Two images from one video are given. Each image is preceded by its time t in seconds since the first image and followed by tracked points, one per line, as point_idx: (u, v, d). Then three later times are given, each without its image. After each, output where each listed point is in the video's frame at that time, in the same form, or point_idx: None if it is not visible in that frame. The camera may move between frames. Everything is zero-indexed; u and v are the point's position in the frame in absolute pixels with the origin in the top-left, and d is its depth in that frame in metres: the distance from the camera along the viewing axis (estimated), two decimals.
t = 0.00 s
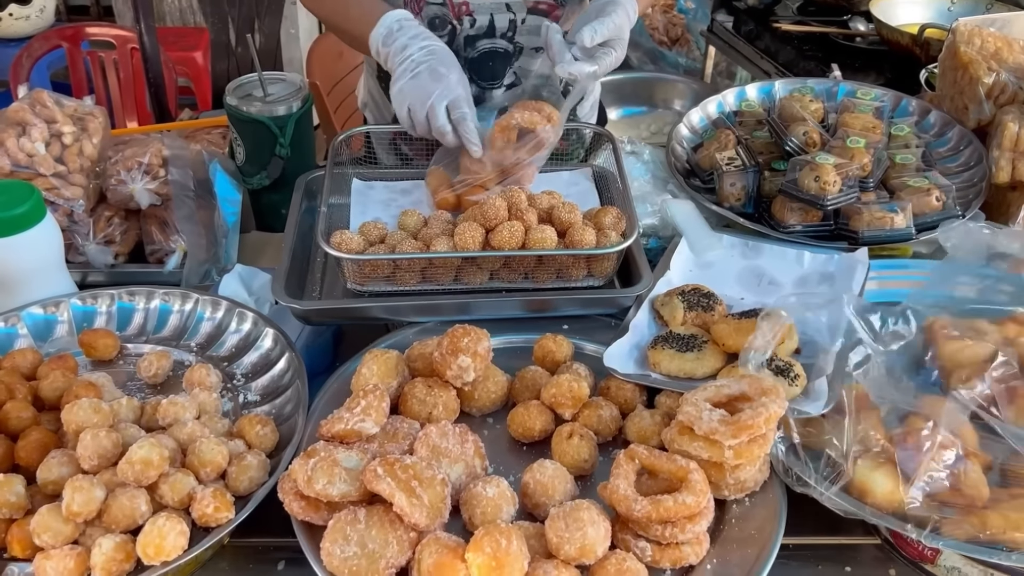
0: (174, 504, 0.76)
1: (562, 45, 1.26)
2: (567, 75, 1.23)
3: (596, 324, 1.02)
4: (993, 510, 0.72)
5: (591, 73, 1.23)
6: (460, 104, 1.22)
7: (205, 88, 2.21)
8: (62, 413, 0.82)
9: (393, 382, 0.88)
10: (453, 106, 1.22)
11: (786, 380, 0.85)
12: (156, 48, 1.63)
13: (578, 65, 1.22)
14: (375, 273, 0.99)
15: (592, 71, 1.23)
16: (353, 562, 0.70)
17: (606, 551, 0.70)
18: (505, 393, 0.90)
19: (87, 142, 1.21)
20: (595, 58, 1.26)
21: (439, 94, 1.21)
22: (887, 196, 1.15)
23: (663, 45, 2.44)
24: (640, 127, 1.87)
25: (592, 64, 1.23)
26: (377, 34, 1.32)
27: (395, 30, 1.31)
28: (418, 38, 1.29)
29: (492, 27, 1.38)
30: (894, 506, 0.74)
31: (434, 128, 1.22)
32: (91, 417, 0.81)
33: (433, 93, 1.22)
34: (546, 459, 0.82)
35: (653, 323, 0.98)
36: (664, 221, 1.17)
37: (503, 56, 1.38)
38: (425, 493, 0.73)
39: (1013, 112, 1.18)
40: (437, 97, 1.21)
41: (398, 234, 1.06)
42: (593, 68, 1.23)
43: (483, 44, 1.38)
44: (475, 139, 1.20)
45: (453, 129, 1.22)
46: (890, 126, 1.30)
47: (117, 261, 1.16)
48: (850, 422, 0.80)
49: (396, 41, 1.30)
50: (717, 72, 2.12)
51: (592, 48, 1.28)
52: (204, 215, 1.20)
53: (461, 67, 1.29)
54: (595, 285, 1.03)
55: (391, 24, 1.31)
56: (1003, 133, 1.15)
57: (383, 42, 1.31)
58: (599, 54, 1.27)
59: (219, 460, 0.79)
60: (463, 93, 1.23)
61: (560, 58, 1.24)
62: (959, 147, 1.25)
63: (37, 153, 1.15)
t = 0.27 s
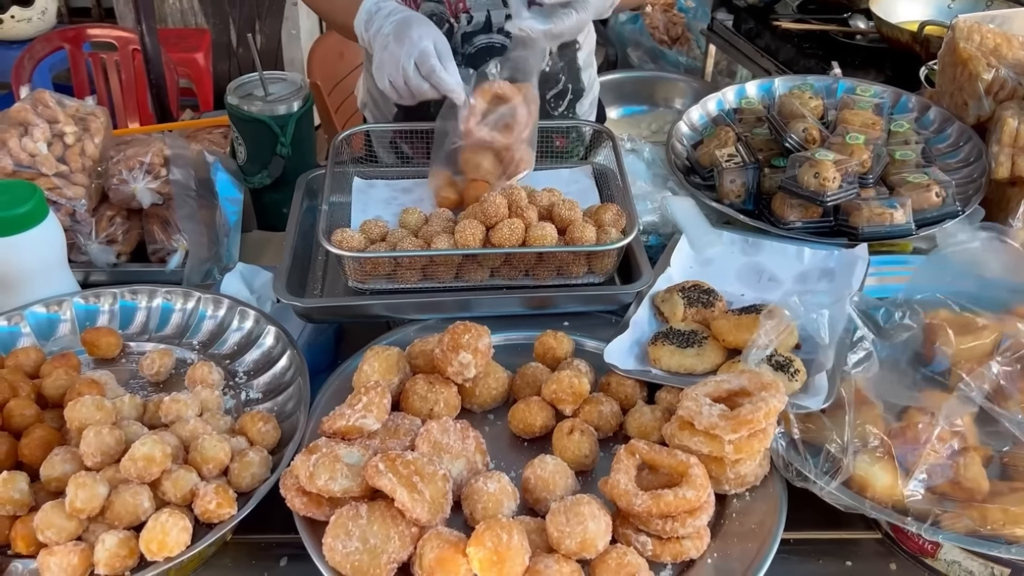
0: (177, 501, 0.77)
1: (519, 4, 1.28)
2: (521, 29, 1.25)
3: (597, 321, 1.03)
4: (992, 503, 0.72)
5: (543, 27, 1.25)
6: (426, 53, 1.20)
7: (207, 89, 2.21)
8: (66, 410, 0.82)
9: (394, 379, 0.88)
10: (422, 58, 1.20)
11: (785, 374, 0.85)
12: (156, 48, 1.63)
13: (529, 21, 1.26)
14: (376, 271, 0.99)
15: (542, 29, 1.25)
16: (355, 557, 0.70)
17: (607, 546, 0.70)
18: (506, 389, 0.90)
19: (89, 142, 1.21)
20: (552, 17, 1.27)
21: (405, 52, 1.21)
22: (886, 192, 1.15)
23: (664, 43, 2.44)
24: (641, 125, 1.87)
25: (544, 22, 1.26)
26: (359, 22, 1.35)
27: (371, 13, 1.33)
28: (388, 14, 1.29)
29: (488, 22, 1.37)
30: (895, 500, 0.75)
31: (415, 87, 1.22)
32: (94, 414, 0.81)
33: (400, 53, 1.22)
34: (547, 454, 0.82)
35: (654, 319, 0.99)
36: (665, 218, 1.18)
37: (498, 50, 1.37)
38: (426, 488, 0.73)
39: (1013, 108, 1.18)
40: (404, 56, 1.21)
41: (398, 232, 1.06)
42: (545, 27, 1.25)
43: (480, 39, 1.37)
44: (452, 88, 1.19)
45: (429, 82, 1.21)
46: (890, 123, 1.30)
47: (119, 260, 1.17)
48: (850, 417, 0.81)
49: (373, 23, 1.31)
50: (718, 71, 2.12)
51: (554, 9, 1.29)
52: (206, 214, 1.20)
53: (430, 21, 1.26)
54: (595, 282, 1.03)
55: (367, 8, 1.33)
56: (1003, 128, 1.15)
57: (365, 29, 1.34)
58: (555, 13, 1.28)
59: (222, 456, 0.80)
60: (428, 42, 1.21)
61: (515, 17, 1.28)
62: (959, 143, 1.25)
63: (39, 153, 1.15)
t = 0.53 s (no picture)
0: (182, 501, 0.77)
1: None
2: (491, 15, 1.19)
3: (599, 320, 1.03)
4: (993, 500, 0.73)
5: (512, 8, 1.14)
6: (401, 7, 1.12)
7: (209, 90, 2.21)
8: (71, 411, 0.83)
9: (398, 379, 0.88)
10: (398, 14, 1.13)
11: (787, 372, 0.85)
12: (160, 50, 1.63)
13: None
14: (379, 271, 0.99)
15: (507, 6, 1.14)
16: (359, 557, 0.70)
17: (610, 544, 0.71)
18: (509, 388, 0.90)
19: (93, 144, 1.22)
20: None
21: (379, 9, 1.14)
22: (888, 190, 1.15)
23: (665, 43, 2.44)
24: (643, 125, 1.87)
25: None
26: None
27: None
28: None
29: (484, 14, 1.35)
30: (897, 498, 0.75)
31: (394, 45, 1.15)
32: (99, 415, 0.82)
33: (374, 11, 1.15)
34: (550, 453, 0.83)
35: (656, 318, 0.99)
36: (667, 217, 1.18)
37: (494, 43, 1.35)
38: (430, 487, 0.73)
39: (1013, 106, 1.19)
40: (377, 13, 1.14)
41: (401, 232, 1.06)
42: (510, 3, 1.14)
43: (476, 32, 1.35)
44: (428, 41, 1.13)
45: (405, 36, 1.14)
46: (890, 121, 1.30)
47: (124, 261, 1.17)
48: (852, 415, 0.81)
49: None
50: (720, 70, 2.12)
51: None
52: (209, 215, 1.20)
53: None
54: (597, 281, 1.03)
55: None
56: (1003, 126, 1.15)
57: None
58: None
59: (226, 456, 0.80)
60: None
61: None
62: (960, 141, 1.26)
63: (43, 156, 1.16)
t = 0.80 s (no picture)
0: (181, 501, 0.77)
1: None
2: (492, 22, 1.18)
3: (599, 318, 1.03)
4: (994, 497, 0.72)
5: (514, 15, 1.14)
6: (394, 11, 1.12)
7: (210, 91, 2.21)
8: (71, 412, 0.83)
9: (397, 378, 0.88)
10: (391, 17, 1.13)
11: (787, 370, 0.86)
12: (160, 51, 1.63)
13: (500, 7, 1.14)
14: (379, 271, 0.99)
15: (510, 16, 1.14)
16: (358, 556, 0.70)
17: (610, 542, 0.71)
18: (509, 387, 0.90)
19: (93, 145, 1.22)
20: (523, 2, 1.17)
21: (374, 14, 1.14)
22: (888, 187, 1.15)
23: (665, 41, 2.44)
24: (644, 123, 1.86)
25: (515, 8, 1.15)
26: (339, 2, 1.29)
27: None
28: None
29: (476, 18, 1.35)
30: (897, 495, 0.75)
31: (387, 48, 1.14)
32: (99, 415, 0.82)
33: (371, 16, 1.15)
34: (550, 452, 0.83)
35: (656, 317, 0.99)
36: (666, 215, 1.18)
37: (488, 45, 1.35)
38: (430, 487, 0.73)
39: (1014, 102, 1.18)
40: (373, 17, 1.14)
41: (400, 232, 1.06)
42: (513, 13, 1.14)
43: (468, 36, 1.35)
44: (420, 43, 1.12)
45: (397, 39, 1.13)
46: (890, 118, 1.30)
47: (124, 262, 1.17)
48: (852, 412, 0.81)
49: None
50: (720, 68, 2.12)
51: None
52: (210, 216, 1.20)
53: None
54: (597, 279, 1.03)
55: None
56: (1004, 122, 1.15)
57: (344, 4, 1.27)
58: None
59: (226, 456, 0.80)
60: None
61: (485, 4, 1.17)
62: (961, 138, 1.25)
63: (43, 157, 1.16)
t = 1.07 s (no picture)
0: (174, 501, 0.77)
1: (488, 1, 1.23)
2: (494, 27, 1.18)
3: (596, 316, 1.02)
4: (992, 495, 0.72)
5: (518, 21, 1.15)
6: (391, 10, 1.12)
7: (208, 90, 2.21)
8: (64, 412, 0.82)
9: (392, 377, 0.88)
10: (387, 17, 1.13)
11: (784, 367, 0.85)
12: (157, 51, 1.63)
13: (504, 13, 1.15)
14: (374, 269, 0.99)
15: (513, 20, 1.14)
16: (352, 556, 0.70)
17: (604, 541, 0.70)
18: (504, 385, 0.90)
19: (88, 144, 1.22)
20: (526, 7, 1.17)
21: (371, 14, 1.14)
22: (886, 183, 1.14)
23: (664, 37, 2.43)
24: (643, 120, 1.85)
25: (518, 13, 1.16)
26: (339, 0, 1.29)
27: None
28: None
29: (468, 12, 1.37)
30: (895, 493, 0.74)
31: (383, 48, 1.14)
32: (91, 416, 0.81)
33: (368, 15, 1.15)
34: (545, 451, 0.82)
35: (652, 314, 0.98)
36: (663, 212, 1.17)
37: (481, 38, 1.36)
38: (424, 486, 0.73)
39: (1013, 96, 1.18)
40: (370, 17, 1.15)
41: (396, 230, 1.06)
42: (517, 18, 1.15)
43: (461, 29, 1.36)
44: (415, 42, 1.11)
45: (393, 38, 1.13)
46: (889, 113, 1.29)
47: (119, 262, 1.17)
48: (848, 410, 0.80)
49: None
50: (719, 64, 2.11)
51: None
52: (205, 215, 1.20)
53: None
54: (593, 277, 1.03)
55: None
56: (1003, 117, 1.15)
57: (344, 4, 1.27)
58: None
59: (219, 456, 0.80)
60: None
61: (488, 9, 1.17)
62: (960, 132, 1.25)
63: (37, 156, 1.15)
